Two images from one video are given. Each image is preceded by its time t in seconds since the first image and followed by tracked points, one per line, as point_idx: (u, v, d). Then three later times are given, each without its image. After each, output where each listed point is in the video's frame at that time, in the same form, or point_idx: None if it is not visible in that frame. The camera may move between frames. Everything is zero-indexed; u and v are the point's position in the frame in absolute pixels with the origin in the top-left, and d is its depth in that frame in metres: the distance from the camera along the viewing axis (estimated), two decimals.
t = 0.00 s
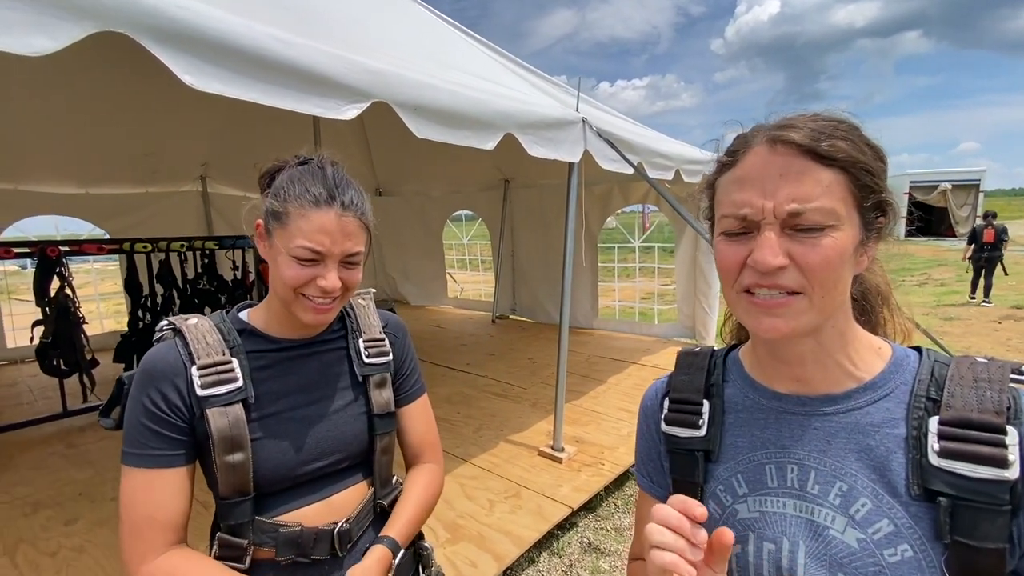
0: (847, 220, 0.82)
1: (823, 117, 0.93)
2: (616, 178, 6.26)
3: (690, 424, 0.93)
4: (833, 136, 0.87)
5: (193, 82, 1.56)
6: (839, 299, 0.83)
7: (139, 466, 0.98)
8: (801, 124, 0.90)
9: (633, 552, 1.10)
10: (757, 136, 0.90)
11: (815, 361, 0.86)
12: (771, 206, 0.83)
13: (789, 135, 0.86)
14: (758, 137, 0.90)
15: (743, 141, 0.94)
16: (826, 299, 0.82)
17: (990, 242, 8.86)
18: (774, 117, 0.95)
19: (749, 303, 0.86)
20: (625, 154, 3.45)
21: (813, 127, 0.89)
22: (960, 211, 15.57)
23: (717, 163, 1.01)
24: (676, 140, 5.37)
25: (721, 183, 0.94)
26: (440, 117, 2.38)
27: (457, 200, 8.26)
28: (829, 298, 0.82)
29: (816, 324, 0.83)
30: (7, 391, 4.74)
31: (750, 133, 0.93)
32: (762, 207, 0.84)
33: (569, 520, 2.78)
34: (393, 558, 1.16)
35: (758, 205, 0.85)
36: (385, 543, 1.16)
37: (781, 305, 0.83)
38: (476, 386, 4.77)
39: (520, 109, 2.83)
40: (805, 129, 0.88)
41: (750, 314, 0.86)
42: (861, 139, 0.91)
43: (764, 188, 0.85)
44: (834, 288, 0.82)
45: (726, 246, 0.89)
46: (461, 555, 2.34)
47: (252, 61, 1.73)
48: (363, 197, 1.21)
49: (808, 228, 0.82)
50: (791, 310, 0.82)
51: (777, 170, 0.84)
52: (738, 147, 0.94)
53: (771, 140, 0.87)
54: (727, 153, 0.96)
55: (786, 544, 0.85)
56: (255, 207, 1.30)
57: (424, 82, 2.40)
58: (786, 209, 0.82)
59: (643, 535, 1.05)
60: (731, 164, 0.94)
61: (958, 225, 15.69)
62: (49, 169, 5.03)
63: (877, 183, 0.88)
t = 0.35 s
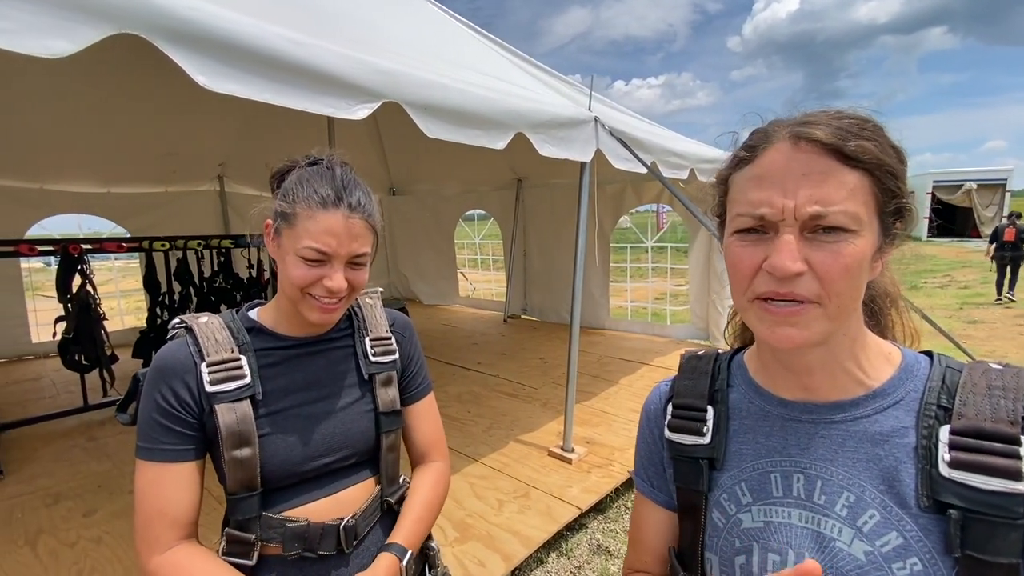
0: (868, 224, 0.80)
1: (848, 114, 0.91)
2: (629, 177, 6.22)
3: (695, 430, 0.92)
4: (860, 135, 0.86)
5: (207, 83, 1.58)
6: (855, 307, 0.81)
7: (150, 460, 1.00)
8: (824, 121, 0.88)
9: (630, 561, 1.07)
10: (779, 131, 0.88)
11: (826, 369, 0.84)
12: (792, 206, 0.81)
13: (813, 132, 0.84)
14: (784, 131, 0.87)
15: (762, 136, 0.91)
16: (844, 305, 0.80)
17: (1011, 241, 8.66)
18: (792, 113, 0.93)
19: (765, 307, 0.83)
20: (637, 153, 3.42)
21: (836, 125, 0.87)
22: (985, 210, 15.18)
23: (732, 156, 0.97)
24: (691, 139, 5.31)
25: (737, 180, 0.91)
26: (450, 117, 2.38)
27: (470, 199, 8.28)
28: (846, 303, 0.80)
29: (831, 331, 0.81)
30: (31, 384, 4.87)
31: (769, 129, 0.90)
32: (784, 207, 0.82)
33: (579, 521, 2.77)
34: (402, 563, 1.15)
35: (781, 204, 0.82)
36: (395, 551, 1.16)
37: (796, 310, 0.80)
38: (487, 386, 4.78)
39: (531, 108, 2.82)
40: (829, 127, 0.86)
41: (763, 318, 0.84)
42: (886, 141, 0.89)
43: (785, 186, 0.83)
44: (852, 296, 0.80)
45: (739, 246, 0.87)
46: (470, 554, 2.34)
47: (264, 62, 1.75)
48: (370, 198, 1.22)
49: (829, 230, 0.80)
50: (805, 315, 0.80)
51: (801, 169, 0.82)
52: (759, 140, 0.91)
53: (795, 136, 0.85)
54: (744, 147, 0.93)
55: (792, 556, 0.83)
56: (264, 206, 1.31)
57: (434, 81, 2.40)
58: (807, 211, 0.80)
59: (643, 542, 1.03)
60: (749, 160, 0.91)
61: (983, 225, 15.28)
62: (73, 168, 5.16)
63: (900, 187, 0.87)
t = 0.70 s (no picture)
0: (911, 221, 0.79)
1: (895, 106, 0.88)
2: (645, 177, 6.18)
3: (720, 434, 0.90)
4: (907, 128, 0.83)
5: (229, 84, 1.60)
6: (891, 306, 0.79)
7: (171, 450, 1.02)
8: (867, 112, 0.86)
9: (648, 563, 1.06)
10: (820, 121, 0.86)
11: (857, 371, 0.82)
12: (832, 197, 0.79)
13: (857, 121, 0.82)
14: (826, 120, 0.86)
15: (800, 127, 0.89)
16: (882, 303, 0.78)
17: None
18: (831, 106, 0.90)
19: (797, 304, 0.81)
20: (654, 152, 3.39)
21: (880, 115, 0.84)
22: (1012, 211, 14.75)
23: (767, 145, 0.96)
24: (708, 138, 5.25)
25: (772, 171, 0.89)
26: (467, 116, 2.38)
27: (484, 199, 8.29)
28: (885, 300, 0.78)
29: (869, 328, 0.79)
30: (56, 379, 5.00)
31: (810, 119, 0.88)
32: (823, 198, 0.80)
33: (593, 522, 2.75)
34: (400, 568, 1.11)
35: (821, 195, 0.80)
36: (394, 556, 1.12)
37: (831, 308, 0.78)
38: (500, 385, 4.78)
39: (548, 107, 2.81)
40: (873, 117, 0.84)
41: (795, 314, 0.81)
42: (936, 137, 0.87)
43: (826, 177, 0.81)
44: (890, 294, 0.78)
45: (772, 239, 0.85)
46: (484, 553, 2.34)
47: (284, 63, 1.77)
48: (389, 193, 1.22)
49: (868, 224, 0.78)
50: (841, 312, 0.78)
51: (843, 159, 0.80)
52: (798, 127, 0.89)
53: (838, 126, 0.83)
54: (781, 136, 0.92)
55: (824, 565, 0.80)
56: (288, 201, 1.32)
57: (451, 81, 2.40)
58: (848, 202, 0.78)
59: (661, 545, 1.02)
60: (786, 151, 0.89)
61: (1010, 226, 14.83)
62: (97, 168, 5.27)
63: (946, 184, 0.85)
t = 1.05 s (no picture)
0: (956, 223, 0.78)
1: (936, 107, 0.88)
2: (660, 177, 6.15)
3: (750, 437, 0.89)
4: (951, 129, 0.83)
5: (254, 87, 1.62)
6: (932, 308, 0.78)
7: (195, 439, 1.04)
8: (908, 113, 0.85)
9: (676, 564, 1.06)
10: (861, 121, 0.85)
11: (895, 373, 0.81)
12: (876, 196, 0.79)
13: (900, 121, 0.82)
14: (869, 120, 0.85)
15: (842, 126, 0.88)
16: (928, 304, 0.77)
17: None
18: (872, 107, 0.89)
19: (837, 305, 0.80)
20: (671, 152, 3.37)
21: (923, 116, 0.84)
22: None
23: (804, 145, 0.95)
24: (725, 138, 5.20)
25: (811, 171, 0.89)
26: (485, 118, 2.39)
27: (497, 199, 8.30)
28: (931, 302, 0.77)
29: (911, 330, 0.78)
30: (80, 376, 5.11)
31: (851, 119, 0.88)
32: (866, 197, 0.79)
33: (609, 524, 2.74)
34: None
35: (865, 194, 0.79)
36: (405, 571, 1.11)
37: (871, 309, 0.77)
38: (514, 385, 4.78)
39: (565, 108, 2.80)
40: (915, 118, 0.83)
41: (835, 314, 0.80)
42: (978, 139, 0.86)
43: (870, 176, 0.80)
44: (932, 295, 0.77)
45: (812, 238, 0.84)
46: (501, 554, 2.34)
47: (308, 67, 1.79)
48: (419, 191, 1.25)
49: (911, 225, 0.78)
50: (884, 313, 0.77)
51: (887, 160, 0.80)
52: (840, 126, 0.88)
53: (880, 126, 0.82)
54: (821, 136, 0.91)
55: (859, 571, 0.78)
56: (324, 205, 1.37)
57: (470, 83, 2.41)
58: (893, 202, 0.78)
59: (690, 547, 1.01)
60: (826, 151, 0.88)
61: None
62: (119, 169, 5.38)
63: (988, 187, 0.84)
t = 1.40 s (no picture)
0: (967, 227, 0.77)
1: (950, 110, 0.87)
2: (671, 178, 6.14)
3: (765, 436, 0.89)
4: (963, 133, 0.82)
5: (275, 92, 1.65)
6: (943, 312, 0.77)
7: (229, 441, 1.06)
8: (922, 117, 0.85)
9: (693, 559, 1.06)
10: (873, 126, 0.85)
11: (905, 376, 0.82)
12: (886, 201, 0.78)
13: (912, 127, 0.81)
14: (880, 125, 0.85)
15: (853, 131, 0.88)
16: (941, 309, 0.77)
17: None
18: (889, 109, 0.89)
19: (847, 309, 0.81)
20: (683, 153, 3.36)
21: (935, 121, 0.83)
22: None
23: (817, 149, 0.95)
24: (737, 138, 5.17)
25: (823, 176, 0.89)
26: (500, 120, 2.40)
27: (507, 200, 8.32)
28: (943, 308, 0.77)
29: (919, 335, 0.78)
30: (98, 375, 5.20)
31: (862, 124, 0.88)
32: (877, 200, 0.79)
33: (622, 526, 2.73)
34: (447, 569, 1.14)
35: (875, 197, 0.79)
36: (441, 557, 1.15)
37: (884, 313, 0.77)
38: (525, 387, 4.79)
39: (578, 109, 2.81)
40: (927, 123, 0.83)
41: (846, 318, 0.81)
42: (988, 138, 0.86)
43: (880, 181, 0.80)
44: (944, 299, 0.76)
45: (822, 243, 0.84)
46: (514, 554, 2.35)
47: (327, 70, 1.82)
48: (433, 188, 1.27)
49: (924, 230, 0.77)
50: (893, 318, 0.77)
51: (898, 165, 0.79)
52: (852, 131, 0.88)
53: (891, 131, 0.82)
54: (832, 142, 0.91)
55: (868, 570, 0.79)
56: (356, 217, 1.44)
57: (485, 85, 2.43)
58: (904, 207, 0.77)
59: (707, 543, 1.01)
60: (837, 157, 0.88)
61: None
62: (137, 172, 5.47)
63: (1003, 189, 0.83)
